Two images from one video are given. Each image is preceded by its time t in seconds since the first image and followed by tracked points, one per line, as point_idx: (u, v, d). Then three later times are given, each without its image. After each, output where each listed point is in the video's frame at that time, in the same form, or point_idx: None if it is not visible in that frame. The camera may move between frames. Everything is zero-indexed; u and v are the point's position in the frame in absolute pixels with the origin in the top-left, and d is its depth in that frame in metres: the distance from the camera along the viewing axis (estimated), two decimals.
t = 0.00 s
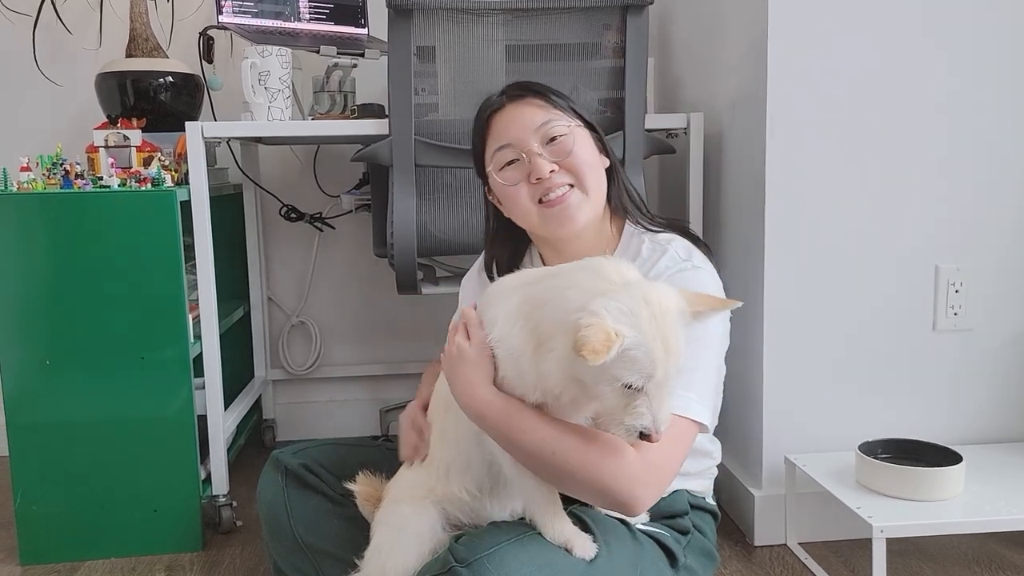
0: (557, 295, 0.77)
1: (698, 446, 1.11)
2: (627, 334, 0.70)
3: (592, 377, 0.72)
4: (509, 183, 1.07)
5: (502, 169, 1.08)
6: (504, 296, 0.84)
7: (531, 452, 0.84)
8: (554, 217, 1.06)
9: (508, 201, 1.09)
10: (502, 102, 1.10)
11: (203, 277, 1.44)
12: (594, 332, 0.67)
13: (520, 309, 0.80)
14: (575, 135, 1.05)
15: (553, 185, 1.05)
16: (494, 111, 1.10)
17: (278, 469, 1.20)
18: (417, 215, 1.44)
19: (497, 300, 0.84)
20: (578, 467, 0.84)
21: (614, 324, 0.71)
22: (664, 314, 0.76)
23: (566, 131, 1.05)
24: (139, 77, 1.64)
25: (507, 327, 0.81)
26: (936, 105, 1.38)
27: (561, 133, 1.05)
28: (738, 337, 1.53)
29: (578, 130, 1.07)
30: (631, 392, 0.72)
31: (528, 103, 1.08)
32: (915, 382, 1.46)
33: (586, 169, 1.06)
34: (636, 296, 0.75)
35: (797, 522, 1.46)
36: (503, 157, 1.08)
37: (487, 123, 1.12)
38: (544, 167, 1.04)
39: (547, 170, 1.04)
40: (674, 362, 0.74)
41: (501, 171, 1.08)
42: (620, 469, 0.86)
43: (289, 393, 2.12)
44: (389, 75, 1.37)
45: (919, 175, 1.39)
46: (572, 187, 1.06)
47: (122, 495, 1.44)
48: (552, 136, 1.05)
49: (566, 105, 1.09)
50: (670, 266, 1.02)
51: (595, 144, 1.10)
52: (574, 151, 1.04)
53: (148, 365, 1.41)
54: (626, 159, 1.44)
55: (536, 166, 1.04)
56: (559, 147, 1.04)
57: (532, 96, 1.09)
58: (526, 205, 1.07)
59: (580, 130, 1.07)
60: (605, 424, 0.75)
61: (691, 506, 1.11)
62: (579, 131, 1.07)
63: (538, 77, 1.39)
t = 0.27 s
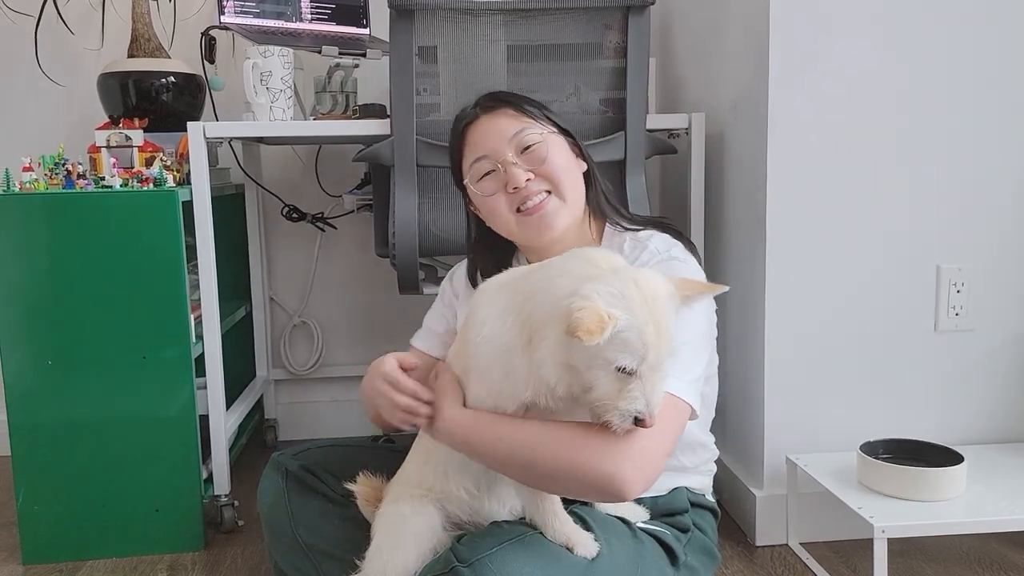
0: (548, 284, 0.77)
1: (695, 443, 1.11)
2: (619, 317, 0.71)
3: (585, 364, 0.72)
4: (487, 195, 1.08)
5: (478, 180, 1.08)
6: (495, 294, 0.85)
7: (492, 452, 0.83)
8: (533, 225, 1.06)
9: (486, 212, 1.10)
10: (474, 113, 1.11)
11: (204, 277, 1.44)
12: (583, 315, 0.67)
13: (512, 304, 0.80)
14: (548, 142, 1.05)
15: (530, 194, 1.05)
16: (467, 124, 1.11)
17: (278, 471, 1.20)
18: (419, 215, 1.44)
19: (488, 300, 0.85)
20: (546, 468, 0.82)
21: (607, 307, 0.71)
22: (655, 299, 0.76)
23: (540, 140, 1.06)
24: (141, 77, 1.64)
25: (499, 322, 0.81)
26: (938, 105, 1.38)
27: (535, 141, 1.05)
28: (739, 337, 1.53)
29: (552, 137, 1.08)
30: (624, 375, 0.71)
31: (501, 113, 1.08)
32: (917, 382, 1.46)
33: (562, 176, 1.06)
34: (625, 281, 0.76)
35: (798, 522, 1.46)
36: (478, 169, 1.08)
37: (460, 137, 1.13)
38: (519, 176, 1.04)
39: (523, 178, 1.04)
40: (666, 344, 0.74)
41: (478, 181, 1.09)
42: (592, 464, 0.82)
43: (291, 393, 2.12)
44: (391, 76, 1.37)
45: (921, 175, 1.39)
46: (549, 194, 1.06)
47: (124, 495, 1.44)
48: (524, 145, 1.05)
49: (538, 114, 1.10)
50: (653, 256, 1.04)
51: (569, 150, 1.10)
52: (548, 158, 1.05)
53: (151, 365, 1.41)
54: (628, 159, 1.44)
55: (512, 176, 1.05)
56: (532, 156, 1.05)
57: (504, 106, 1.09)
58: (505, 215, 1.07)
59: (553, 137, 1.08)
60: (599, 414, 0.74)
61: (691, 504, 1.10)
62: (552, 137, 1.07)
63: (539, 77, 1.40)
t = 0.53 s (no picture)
0: (534, 271, 0.77)
1: (686, 446, 1.09)
2: (606, 295, 0.70)
3: (579, 346, 0.71)
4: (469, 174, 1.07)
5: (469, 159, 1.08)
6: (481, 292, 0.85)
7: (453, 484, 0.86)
8: (495, 220, 1.05)
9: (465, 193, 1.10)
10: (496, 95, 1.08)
11: (205, 276, 1.43)
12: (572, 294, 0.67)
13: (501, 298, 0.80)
14: (540, 150, 1.02)
15: (501, 189, 1.04)
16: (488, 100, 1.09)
17: (277, 472, 1.21)
18: (420, 214, 1.44)
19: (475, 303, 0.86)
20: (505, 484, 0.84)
21: (592, 285, 0.71)
22: (642, 274, 0.76)
23: (535, 144, 1.02)
24: (142, 76, 1.64)
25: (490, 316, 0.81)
26: (940, 104, 1.38)
27: (529, 144, 1.02)
28: (741, 336, 1.53)
29: (549, 144, 1.03)
30: (619, 353, 0.71)
31: (512, 101, 1.05)
32: (918, 382, 1.46)
33: (538, 184, 1.02)
34: (612, 260, 0.75)
35: (800, 521, 1.46)
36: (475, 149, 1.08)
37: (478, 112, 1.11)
38: (498, 170, 1.02)
39: (500, 173, 1.03)
40: (659, 318, 0.74)
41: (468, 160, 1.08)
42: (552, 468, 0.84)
43: (292, 392, 2.12)
44: (392, 74, 1.37)
45: (923, 175, 1.39)
46: (521, 199, 1.03)
47: (126, 494, 1.44)
48: (518, 143, 1.02)
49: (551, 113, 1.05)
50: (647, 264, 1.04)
51: (569, 163, 1.05)
52: (531, 164, 1.01)
53: (152, 363, 1.41)
54: (630, 158, 1.44)
55: (491, 167, 1.03)
56: (519, 156, 1.02)
57: (522, 96, 1.06)
58: (478, 198, 1.07)
59: (553, 146, 1.03)
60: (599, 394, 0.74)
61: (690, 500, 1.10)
62: (551, 146, 1.03)
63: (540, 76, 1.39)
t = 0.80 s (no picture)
0: (527, 279, 0.77)
1: (679, 452, 1.07)
2: (600, 312, 0.71)
3: (569, 360, 0.72)
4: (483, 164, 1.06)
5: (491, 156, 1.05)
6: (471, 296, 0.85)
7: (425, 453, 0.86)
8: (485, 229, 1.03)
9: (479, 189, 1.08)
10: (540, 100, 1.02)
11: (206, 276, 1.43)
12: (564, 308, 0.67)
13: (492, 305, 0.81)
14: (534, 183, 0.97)
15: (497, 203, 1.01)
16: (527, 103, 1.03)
17: (276, 473, 1.20)
18: (421, 214, 1.44)
19: (462, 304, 0.86)
20: (476, 463, 0.85)
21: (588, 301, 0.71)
22: (638, 293, 0.75)
23: (536, 175, 0.97)
24: (143, 76, 1.64)
25: (481, 323, 0.82)
26: (942, 104, 1.38)
27: (532, 173, 0.98)
28: (742, 336, 1.52)
29: (551, 178, 0.98)
30: (609, 371, 0.71)
31: (541, 119, 0.99)
32: (919, 382, 1.45)
33: (523, 215, 0.98)
34: (607, 275, 0.75)
35: (801, 521, 1.46)
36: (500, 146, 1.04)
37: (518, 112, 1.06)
38: (498, 183, 1.00)
39: (497, 185, 1.00)
40: (653, 338, 0.74)
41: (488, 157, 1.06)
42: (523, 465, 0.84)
43: (292, 392, 2.12)
44: (393, 74, 1.37)
45: (924, 175, 1.39)
46: (504, 218, 1.01)
47: (126, 494, 1.44)
48: (523, 167, 0.98)
49: (568, 141, 0.97)
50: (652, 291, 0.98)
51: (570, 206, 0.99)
52: (520, 193, 0.97)
53: (153, 363, 1.41)
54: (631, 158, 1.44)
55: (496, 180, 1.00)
56: (517, 179, 0.98)
57: (550, 114, 0.99)
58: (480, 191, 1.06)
59: (553, 184, 0.97)
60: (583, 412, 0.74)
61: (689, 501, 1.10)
62: (552, 183, 0.97)
63: (540, 76, 1.39)
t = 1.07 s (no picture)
0: (507, 264, 0.78)
1: (675, 458, 1.06)
2: (577, 294, 0.71)
3: (549, 344, 0.73)
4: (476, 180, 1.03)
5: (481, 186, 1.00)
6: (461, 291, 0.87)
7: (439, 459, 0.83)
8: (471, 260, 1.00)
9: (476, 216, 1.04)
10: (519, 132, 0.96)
11: (206, 276, 1.43)
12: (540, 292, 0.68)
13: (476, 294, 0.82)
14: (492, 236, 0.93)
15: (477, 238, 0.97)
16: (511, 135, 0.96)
17: (275, 474, 1.20)
18: (421, 214, 1.43)
19: (452, 301, 0.88)
20: (490, 481, 0.82)
21: (566, 282, 0.72)
22: (616, 272, 0.76)
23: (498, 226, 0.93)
24: (144, 76, 1.64)
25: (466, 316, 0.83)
26: (944, 104, 1.37)
27: (496, 222, 0.93)
28: (743, 337, 1.52)
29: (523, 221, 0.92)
30: (587, 354, 0.73)
31: (512, 167, 0.91)
32: (920, 383, 1.45)
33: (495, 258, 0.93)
34: (586, 258, 0.75)
35: (802, 522, 1.46)
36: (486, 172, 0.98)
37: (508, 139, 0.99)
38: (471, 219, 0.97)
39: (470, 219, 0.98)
40: (630, 319, 0.75)
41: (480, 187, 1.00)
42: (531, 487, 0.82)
43: (293, 392, 2.11)
44: (394, 75, 1.37)
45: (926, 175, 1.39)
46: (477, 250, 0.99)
47: (126, 494, 1.44)
48: (489, 212, 0.94)
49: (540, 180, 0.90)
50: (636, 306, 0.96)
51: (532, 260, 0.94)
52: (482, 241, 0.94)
53: (153, 364, 1.40)
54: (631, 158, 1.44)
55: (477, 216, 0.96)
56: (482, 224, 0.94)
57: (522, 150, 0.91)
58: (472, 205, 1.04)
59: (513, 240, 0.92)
60: (562, 395, 0.76)
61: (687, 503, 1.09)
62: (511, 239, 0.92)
63: (542, 76, 1.39)
